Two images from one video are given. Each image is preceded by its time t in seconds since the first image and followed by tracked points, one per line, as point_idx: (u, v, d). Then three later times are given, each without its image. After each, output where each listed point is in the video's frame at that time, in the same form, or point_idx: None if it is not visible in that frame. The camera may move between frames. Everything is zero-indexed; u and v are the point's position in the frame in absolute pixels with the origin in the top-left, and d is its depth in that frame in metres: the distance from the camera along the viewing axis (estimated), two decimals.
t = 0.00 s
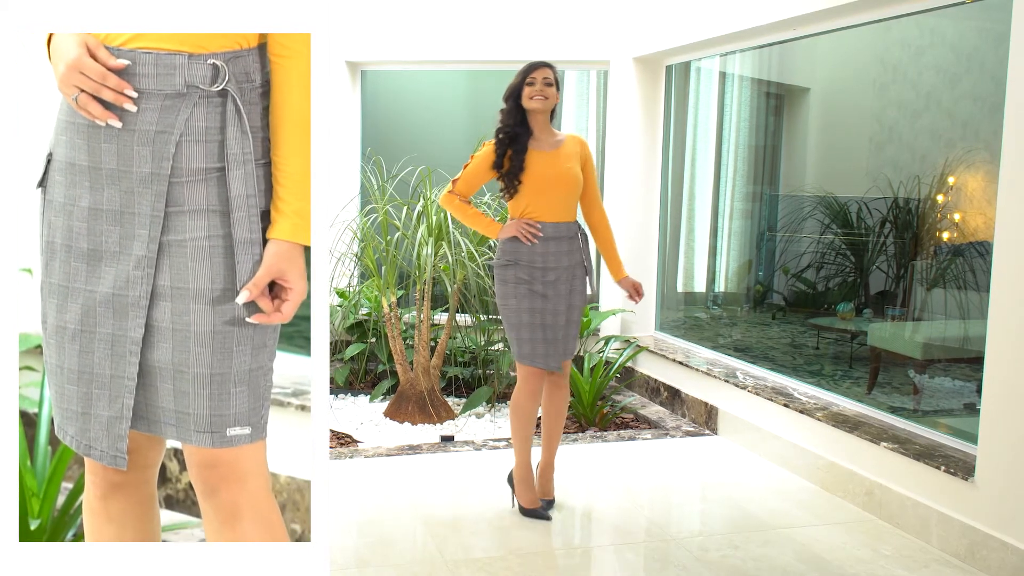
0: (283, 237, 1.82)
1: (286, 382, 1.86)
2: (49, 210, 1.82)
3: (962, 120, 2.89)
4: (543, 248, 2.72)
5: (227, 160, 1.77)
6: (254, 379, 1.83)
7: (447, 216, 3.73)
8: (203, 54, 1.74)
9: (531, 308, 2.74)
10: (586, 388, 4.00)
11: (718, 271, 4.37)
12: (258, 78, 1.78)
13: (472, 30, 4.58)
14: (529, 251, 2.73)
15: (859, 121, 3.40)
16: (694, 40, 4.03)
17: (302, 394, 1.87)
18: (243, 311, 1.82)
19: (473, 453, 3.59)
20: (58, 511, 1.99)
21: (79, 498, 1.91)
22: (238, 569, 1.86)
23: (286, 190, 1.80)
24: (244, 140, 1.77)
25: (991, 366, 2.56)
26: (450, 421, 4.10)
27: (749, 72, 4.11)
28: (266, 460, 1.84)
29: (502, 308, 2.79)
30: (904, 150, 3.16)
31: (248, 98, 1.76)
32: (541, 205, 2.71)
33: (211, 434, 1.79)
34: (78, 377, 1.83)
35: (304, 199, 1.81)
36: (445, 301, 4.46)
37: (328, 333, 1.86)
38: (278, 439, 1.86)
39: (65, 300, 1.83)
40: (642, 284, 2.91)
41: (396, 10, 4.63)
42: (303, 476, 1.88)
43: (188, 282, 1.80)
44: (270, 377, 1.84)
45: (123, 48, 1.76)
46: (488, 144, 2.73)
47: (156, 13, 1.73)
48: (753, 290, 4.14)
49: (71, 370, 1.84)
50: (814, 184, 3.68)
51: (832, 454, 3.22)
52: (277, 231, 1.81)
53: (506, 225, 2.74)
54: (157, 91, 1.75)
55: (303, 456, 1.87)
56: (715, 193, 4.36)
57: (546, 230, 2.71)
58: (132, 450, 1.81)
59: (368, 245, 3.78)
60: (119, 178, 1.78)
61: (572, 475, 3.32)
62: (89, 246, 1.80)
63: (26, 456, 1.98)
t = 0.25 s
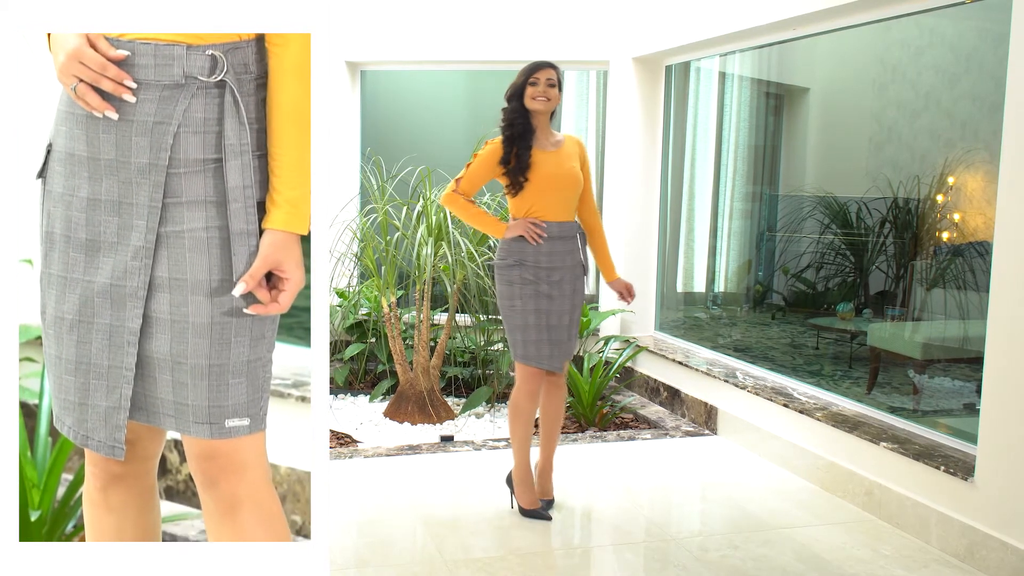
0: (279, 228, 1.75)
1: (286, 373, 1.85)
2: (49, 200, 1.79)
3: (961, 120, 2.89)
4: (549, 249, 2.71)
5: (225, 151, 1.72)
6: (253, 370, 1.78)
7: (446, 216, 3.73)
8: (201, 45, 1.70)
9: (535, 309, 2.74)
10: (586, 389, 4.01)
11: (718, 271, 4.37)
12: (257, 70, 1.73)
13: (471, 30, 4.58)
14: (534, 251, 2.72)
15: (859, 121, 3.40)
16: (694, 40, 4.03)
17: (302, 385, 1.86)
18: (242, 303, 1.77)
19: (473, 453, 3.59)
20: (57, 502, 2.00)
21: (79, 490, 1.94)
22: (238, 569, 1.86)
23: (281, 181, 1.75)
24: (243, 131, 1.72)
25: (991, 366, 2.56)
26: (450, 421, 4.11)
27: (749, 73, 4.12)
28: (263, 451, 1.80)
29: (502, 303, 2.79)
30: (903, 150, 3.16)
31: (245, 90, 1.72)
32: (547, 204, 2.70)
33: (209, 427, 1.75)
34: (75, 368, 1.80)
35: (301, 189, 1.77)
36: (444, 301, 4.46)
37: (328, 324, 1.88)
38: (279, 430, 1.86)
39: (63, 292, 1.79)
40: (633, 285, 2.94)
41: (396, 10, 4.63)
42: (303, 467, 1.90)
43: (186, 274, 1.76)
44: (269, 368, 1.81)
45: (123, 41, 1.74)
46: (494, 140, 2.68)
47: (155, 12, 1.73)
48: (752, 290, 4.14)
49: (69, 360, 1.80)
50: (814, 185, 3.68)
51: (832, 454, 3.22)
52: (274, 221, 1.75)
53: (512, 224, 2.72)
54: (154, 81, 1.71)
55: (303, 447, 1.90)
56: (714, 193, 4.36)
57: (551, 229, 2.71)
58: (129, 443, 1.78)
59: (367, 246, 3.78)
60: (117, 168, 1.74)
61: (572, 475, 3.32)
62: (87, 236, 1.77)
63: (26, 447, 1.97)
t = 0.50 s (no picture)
0: (275, 219, 1.75)
1: (286, 363, 1.85)
2: (49, 191, 1.81)
3: (961, 120, 2.89)
4: (554, 248, 2.72)
5: (223, 143, 1.73)
6: (252, 362, 1.80)
7: (446, 216, 3.72)
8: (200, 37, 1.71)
9: (540, 309, 2.74)
10: (585, 388, 4.01)
11: (718, 271, 4.37)
12: (255, 61, 1.74)
13: (471, 30, 4.58)
14: (539, 251, 2.72)
15: (858, 121, 3.41)
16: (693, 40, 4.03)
17: (302, 375, 1.85)
18: (240, 294, 1.78)
19: (473, 453, 3.59)
20: (57, 494, 1.91)
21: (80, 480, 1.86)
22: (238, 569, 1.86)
23: (277, 171, 1.73)
24: (240, 123, 1.73)
25: (991, 366, 2.56)
26: (449, 421, 4.11)
27: (748, 73, 4.12)
28: (262, 442, 1.81)
29: (505, 302, 2.78)
30: (903, 150, 3.17)
31: (244, 81, 1.73)
32: (550, 204, 2.71)
33: (208, 418, 1.76)
34: (73, 359, 1.81)
35: (296, 179, 1.75)
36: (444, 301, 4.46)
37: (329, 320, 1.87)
38: (279, 421, 1.84)
39: (63, 282, 1.80)
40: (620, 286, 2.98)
41: (396, 10, 4.63)
42: (303, 458, 1.87)
43: (186, 264, 1.77)
44: (269, 359, 1.82)
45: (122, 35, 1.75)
46: (497, 140, 2.67)
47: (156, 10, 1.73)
48: (752, 290, 4.14)
49: (66, 351, 1.81)
50: (814, 185, 3.68)
51: (832, 454, 3.22)
52: (271, 214, 1.75)
53: (516, 224, 2.72)
54: (154, 73, 1.73)
55: (303, 438, 1.87)
56: (714, 193, 4.36)
57: (554, 229, 2.71)
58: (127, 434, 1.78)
59: (367, 246, 3.78)
60: (116, 159, 1.75)
61: (572, 475, 3.32)
62: (86, 227, 1.78)
63: (27, 437, 1.92)
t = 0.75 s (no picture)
0: (274, 210, 1.72)
1: (286, 353, 1.87)
2: (50, 180, 1.78)
3: (961, 120, 2.89)
4: (557, 248, 2.72)
5: (223, 133, 1.70)
6: (252, 351, 1.77)
7: (446, 216, 3.72)
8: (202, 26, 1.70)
9: (545, 310, 2.74)
10: (585, 388, 4.01)
11: (718, 271, 4.37)
12: (256, 52, 1.74)
13: (471, 31, 4.58)
14: (544, 251, 2.72)
15: (858, 121, 3.40)
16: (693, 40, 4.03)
17: (302, 365, 1.90)
18: (241, 284, 1.75)
19: (473, 453, 3.59)
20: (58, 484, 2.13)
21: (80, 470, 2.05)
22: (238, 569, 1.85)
23: (277, 165, 1.70)
24: (240, 113, 1.70)
25: (991, 366, 2.56)
26: (449, 421, 4.11)
27: (748, 72, 4.12)
28: (259, 433, 1.77)
29: (508, 304, 2.77)
30: (903, 150, 3.17)
31: (245, 71, 1.71)
32: (554, 203, 2.70)
33: (207, 408, 1.74)
34: (72, 349, 1.79)
35: (295, 171, 1.71)
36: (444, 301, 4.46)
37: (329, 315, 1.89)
38: (278, 410, 1.88)
39: (64, 272, 1.79)
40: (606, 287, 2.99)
41: (396, 10, 4.63)
42: (303, 448, 1.91)
43: (186, 254, 1.74)
44: (267, 350, 1.80)
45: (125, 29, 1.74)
46: (500, 139, 2.64)
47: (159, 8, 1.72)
48: (752, 290, 4.14)
49: (66, 341, 1.79)
50: (814, 185, 3.68)
51: (832, 454, 3.22)
52: (269, 204, 1.71)
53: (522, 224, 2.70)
54: (155, 63, 1.72)
55: (301, 428, 1.91)
56: (714, 193, 4.36)
57: (558, 229, 2.71)
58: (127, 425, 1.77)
59: (367, 246, 3.78)
60: (117, 148, 1.73)
61: (572, 475, 3.32)
62: (86, 216, 1.76)
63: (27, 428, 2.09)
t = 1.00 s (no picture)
0: (281, 198, 1.82)
1: (285, 344, 1.88)
2: (52, 171, 1.83)
3: (960, 120, 2.89)
4: (560, 248, 2.72)
5: (229, 122, 1.78)
6: (259, 339, 1.84)
7: (446, 216, 3.72)
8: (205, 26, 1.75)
9: (549, 310, 2.73)
10: (585, 389, 4.01)
11: (718, 271, 4.38)
12: (260, 40, 1.81)
13: (471, 31, 4.58)
14: (548, 252, 2.72)
15: (857, 121, 3.41)
16: (693, 40, 4.03)
17: (302, 356, 1.89)
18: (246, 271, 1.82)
19: (473, 453, 3.59)
20: (57, 475, 1.97)
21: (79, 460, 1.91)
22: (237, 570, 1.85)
23: (283, 154, 1.81)
24: (246, 102, 1.78)
25: (991, 366, 2.56)
26: (449, 421, 4.11)
27: (748, 72, 4.11)
28: (265, 421, 1.86)
29: (514, 307, 2.77)
30: (902, 150, 3.17)
31: (251, 61, 1.80)
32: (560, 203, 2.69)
33: (216, 393, 1.82)
34: (78, 339, 1.84)
35: (301, 160, 1.82)
36: (444, 301, 4.46)
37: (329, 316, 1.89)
38: (279, 401, 1.88)
39: (67, 262, 1.84)
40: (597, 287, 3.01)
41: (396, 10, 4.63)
42: (303, 438, 1.90)
43: (193, 242, 1.81)
44: (273, 337, 1.86)
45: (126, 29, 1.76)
46: (505, 140, 2.63)
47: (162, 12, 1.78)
48: (752, 290, 4.14)
49: (72, 332, 1.84)
50: (814, 185, 3.68)
51: (832, 454, 3.22)
52: (276, 192, 1.82)
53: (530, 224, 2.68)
54: (161, 53, 1.78)
55: (302, 418, 1.90)
56: (714, 193, 4.36)
57: (562, 229, 2.71)
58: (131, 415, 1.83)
59: (367, 246, 3.78)
60: (124, 139, 1.80)
61: (572, 475, 3.32)
62: (91, 207, 1.82)
63: (26, 418, 1.96)
